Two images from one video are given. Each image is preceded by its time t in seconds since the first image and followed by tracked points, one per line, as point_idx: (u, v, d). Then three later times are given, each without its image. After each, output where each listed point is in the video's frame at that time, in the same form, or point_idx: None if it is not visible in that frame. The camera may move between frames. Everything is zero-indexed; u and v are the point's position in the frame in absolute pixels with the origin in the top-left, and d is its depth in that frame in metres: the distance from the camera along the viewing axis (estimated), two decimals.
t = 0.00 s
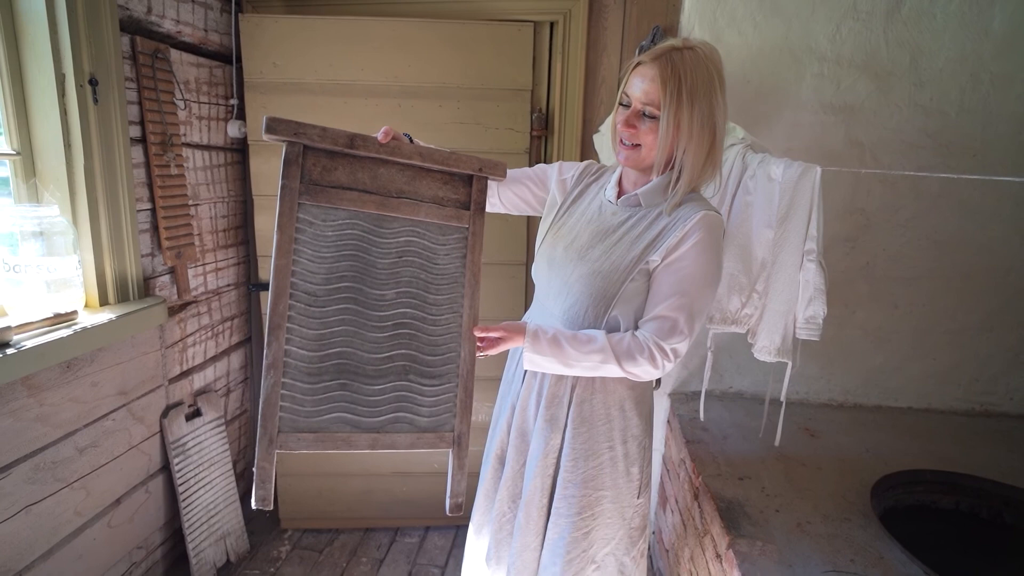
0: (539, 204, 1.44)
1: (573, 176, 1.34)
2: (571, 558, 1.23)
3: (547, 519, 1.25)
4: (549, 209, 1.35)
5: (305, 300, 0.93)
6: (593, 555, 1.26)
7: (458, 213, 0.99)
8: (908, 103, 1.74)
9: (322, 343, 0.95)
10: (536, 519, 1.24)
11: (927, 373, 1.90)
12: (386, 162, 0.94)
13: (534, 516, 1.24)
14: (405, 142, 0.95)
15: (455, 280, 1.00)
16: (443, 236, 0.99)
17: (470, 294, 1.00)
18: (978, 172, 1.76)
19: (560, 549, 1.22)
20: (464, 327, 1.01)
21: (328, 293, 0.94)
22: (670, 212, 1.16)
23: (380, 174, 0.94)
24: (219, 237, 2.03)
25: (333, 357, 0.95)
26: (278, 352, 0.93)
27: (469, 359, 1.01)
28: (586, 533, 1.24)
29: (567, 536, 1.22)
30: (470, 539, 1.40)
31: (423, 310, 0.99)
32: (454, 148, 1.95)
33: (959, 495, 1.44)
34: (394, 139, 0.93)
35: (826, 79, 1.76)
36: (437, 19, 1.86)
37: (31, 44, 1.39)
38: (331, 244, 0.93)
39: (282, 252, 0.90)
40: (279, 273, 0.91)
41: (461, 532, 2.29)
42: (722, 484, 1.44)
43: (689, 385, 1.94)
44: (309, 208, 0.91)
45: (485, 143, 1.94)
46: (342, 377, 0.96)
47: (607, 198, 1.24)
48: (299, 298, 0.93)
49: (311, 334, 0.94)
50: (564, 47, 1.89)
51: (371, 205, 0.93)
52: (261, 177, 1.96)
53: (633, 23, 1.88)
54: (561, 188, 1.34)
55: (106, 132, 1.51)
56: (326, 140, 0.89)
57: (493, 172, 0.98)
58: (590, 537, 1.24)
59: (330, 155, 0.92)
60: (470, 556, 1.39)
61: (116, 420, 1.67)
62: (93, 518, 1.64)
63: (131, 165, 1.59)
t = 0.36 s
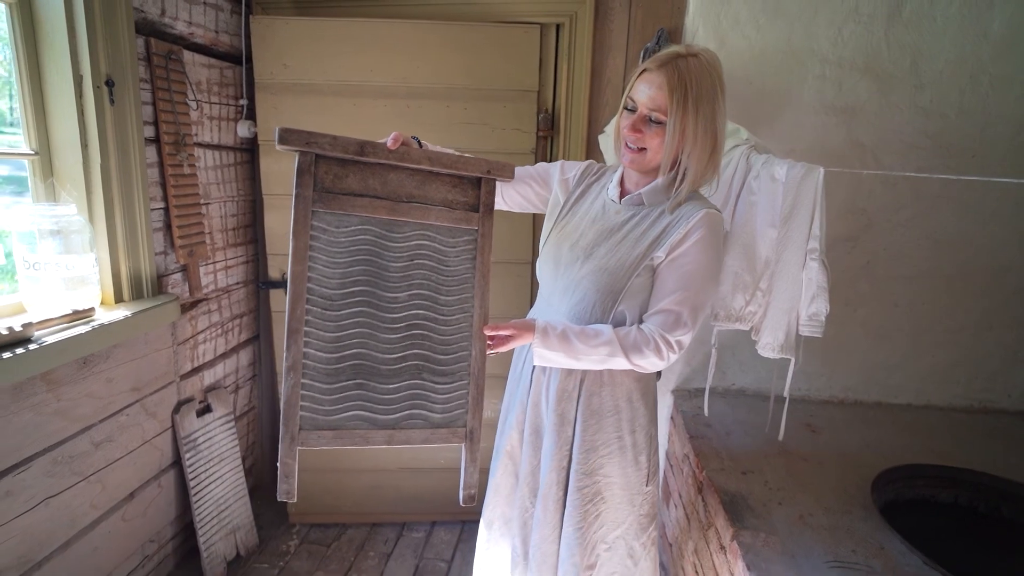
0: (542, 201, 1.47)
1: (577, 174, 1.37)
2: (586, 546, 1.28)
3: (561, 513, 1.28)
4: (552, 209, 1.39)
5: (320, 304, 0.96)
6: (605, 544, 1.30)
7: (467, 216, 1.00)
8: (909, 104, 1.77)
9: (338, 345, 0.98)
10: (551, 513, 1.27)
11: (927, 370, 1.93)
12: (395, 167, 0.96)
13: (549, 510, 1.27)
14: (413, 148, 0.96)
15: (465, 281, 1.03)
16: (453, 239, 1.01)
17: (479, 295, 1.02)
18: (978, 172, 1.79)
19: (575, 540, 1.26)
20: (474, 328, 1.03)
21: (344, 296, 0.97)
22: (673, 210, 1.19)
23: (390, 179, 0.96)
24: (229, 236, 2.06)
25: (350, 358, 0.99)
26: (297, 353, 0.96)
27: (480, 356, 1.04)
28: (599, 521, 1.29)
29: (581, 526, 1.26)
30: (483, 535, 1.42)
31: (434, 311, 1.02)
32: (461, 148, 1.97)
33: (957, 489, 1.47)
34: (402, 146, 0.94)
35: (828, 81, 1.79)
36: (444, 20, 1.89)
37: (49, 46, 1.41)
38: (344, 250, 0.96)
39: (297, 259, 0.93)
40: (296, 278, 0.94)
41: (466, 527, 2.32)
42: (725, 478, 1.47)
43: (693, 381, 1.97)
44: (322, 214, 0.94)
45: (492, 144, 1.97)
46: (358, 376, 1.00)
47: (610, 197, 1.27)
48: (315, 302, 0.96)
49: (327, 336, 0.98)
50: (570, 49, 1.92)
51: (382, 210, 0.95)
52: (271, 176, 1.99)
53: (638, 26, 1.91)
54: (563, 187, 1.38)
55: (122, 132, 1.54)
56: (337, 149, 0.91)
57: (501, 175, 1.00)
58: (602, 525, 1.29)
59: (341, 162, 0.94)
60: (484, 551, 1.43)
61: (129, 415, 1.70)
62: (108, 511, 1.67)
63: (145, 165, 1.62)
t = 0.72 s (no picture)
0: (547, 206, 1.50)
1: (580, 176, 1.42)
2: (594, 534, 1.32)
3: (573, 500, 1.33)
4: (558, 209, 1.43)
5: (351, 302, 0.96)
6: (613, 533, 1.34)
7: (487, 218, 1.06)
8: (911, 106, 1.81)
9: (369, 344, 0.97)
10: (563, 500, 1.32)
11: (928, 367, 1.97)
12: (418, 171, 1.00)
13: (560, 497, 1.33)
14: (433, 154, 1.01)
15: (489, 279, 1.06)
16: (474, 239, 1.05)
17: (504, 292, 1.05)
18: (978, 173, 1.83)
19: (585, 527, 1.31)
20: (502, 325, 1.06)
21: (373, 294, 0.97)
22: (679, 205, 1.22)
23: (413, 182, 1.00)
24: (242, 233, 2.09)
25: (380, 357, 0.98)
26: (327, 352, 0.95)
27: (509, 354, 1.06)
28: (609, 511, 1.32)
29: (591, 514, 1.30)
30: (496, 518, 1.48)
31: (461, 309, 1.03)
32: (471, 147, 2.01)
33: (958, 482, 1.51)
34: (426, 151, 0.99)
35: (832, 83, 1.82)
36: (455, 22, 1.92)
37: (75, 46, 1.45)
38: (373, 248, 0.97)
39: (328, 255, 0.93)
40: (325, 275, 0.93)
41: (474, 521, 2.36)
42: (732, 471, 1.51)
43: (698, 377, 2.02)
44: (350, 214, 0.96)
45: (502, 143, 2.01)
46: (390, 378, 0.98)
47: (615, 195, 1.32)
48: (345, 300, 0.96)
49: (357, 335, 0.97)
50: (578, 50, 1.95)
51: (408, 211, 0.99)
52: (284, 174, 2.02)
53: (645, 29, 1.95)
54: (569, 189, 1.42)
55: (143, 132, 1.57)
56: (366, 152, 0.94)
57: (517, 181, 1.05)
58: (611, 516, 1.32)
59: (368, 166, 0.97)
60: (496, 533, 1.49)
61: (146, 408, 1.73)
62: (126, 503, 1.70)
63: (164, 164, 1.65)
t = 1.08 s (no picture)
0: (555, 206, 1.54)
1: (589, 177, 1.45)
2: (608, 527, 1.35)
3: (586, 494, 1.36)
4: (568, 210, 1.46)
5: (376, 302, 0.98)
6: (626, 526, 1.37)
7: (504, 219, 1.09)
8: (911, 108, 1.84)
9: (393, 342, 1.00)
10: (576, 494, 1.36)
11: (927, 365, 2.01)
12: (439, 173, 1.02)
13: (574, 491, 1.36)
14: (453, 155, 1.03)
15: (506, 279, 1.09)
16: (493, 239, 1.08)
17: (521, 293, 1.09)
18: (977, 174, 1.87)
19: (598, 520, 1.34)
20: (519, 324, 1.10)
21: (397, 294, 1.00)
22: (689, 204, 1.26)
23: (434, 183, 1.02)
24: (252, 233, 2.12)
25: (404, 355, 1.01)
26: (354, 351, 0.97)
27: (526, 352, 1.10)
28: (622, 504, 1.36)
29: (605, 508, 1.33)
30: (510, 513, 1.52)
31: (480, 308, 1.07)
32: (479, 149, 2.04)
33: (957, 477, 1.54)
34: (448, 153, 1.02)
35: (834, 86, 1.86)
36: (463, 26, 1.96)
37: (92, 49, 1.48)
38: (396, 249, 1.00)
39: (354, 255, 0.95)
40: (352, 275, 0.95)
41: (480, 517, 2.39)
42: (736, 466, 1.54)
43: (702, 375, 2.06)
44: (374, 215, 0.98)
45: (509, 145, 2.04)
46: (413, 375, 1.01)
47: (625, 196, 1.34)
48: (370, 300, 0.98)
49: (382, 334, 0.99)
50: (584, 53, 1.98)
51: (430, 212, 1.01)
52: (294, 175, 2.05)
53: (650, 33, 1.99)
54: (578, 190, 1.45)
55: (158, 133, 1.60)
56: (390, 154, 0.96)
57: (534, 183, 1.09)
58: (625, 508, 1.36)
59: (390, 166, 0.99)
60: (511, 530, 1.52)
61: (160, 405, 1.76)
62: (140, 498, 1.73)
63: (179, 165, 1.68)
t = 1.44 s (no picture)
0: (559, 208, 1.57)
1: (592, 179, 1.47)
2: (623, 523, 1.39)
3: (601, 489, 1.40)
4: (572, 213, 1.49)
5: (401, 305, 1.02)
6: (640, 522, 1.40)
7: (531, 222, 1.11)
8: (907, 111, 1.88)
9: (417, 344, 1.04)
10: (592, 490, 1.39)
11: (924, 363, 2.05)
12: (467, 176, 1.04)
13: (588, 487, 1.39)
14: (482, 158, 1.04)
15: (528, 283, 1.12)
16: (518, 243, 1.11)
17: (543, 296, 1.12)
18: (972, 176, 1.91)
19: (613, 516, 1.37)
20: (539, 325, 1.13)
21: (422, 297, 1.04)
22: (695, 206, 1.30)
23: (462, 187, 1.04)
24: (261, 233, 2.15)
25: (428, 355, 1.05)
26: (379, 353, 1.01)
27: (543, 354, 1.14)
28: (639, 497, 1.39)
29: (619, 503, 1.37)
30: (521, 508, 1.55)
31: (502, 310, 1.10)
32: (484, 151, 2.08)
33: (953, 471, 1.58)
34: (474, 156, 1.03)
35: (832, 89, 1.90)
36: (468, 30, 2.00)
37: (109, 54, 1.52)
38: (422, 253, 1.03)
39: (381, 262, 0.98)
40: (379, 281, 0.99)
41: (485, 514, 2.43)
42: (738, 461, 1.58)
43: (703, 373, 2.10)
44: (401, 220, 1.01)
45: (514, 147, 2.08)
46: (436, 375, 1.06)
47: (629, 197, 1.38)
48: (396, 303, 1.01)
49: (408, 336, 1.03)
50: (588, 57, 2.02)
51: (456, 217, 1.03)
52: (303, 177, 2.09)
53: (651, 38, 2.03)
54: (581, 193, 1.47)
55: (172, 136, 1.64)
56: (418, 159, 0.98)
57: (561, 185, 1.09)
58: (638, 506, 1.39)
59: (418, 171, 1.01)
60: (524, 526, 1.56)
61: (172, 403, 1.79)
62: (153, 494, 1.77)
63: (191, 167, 1.72)
